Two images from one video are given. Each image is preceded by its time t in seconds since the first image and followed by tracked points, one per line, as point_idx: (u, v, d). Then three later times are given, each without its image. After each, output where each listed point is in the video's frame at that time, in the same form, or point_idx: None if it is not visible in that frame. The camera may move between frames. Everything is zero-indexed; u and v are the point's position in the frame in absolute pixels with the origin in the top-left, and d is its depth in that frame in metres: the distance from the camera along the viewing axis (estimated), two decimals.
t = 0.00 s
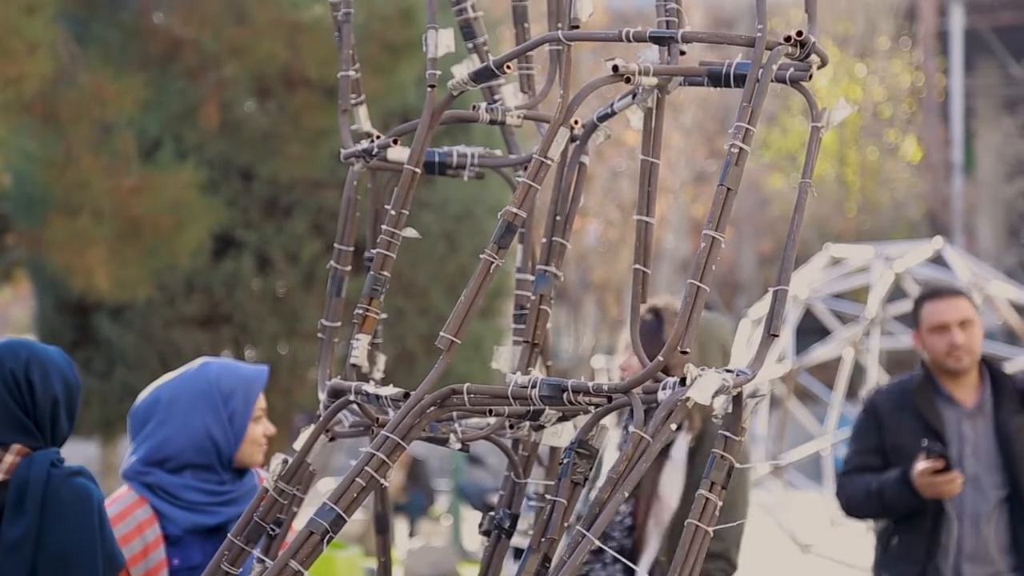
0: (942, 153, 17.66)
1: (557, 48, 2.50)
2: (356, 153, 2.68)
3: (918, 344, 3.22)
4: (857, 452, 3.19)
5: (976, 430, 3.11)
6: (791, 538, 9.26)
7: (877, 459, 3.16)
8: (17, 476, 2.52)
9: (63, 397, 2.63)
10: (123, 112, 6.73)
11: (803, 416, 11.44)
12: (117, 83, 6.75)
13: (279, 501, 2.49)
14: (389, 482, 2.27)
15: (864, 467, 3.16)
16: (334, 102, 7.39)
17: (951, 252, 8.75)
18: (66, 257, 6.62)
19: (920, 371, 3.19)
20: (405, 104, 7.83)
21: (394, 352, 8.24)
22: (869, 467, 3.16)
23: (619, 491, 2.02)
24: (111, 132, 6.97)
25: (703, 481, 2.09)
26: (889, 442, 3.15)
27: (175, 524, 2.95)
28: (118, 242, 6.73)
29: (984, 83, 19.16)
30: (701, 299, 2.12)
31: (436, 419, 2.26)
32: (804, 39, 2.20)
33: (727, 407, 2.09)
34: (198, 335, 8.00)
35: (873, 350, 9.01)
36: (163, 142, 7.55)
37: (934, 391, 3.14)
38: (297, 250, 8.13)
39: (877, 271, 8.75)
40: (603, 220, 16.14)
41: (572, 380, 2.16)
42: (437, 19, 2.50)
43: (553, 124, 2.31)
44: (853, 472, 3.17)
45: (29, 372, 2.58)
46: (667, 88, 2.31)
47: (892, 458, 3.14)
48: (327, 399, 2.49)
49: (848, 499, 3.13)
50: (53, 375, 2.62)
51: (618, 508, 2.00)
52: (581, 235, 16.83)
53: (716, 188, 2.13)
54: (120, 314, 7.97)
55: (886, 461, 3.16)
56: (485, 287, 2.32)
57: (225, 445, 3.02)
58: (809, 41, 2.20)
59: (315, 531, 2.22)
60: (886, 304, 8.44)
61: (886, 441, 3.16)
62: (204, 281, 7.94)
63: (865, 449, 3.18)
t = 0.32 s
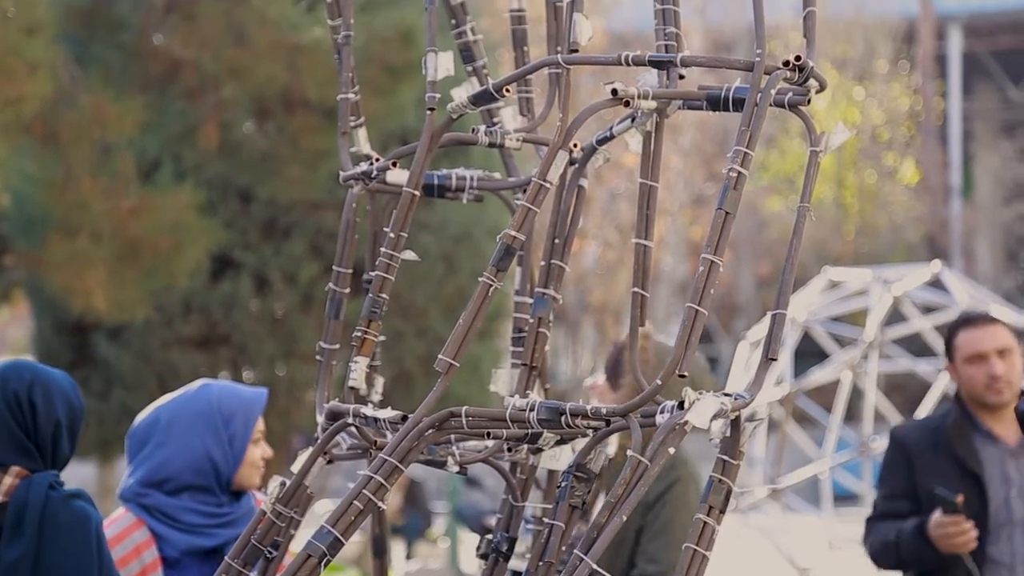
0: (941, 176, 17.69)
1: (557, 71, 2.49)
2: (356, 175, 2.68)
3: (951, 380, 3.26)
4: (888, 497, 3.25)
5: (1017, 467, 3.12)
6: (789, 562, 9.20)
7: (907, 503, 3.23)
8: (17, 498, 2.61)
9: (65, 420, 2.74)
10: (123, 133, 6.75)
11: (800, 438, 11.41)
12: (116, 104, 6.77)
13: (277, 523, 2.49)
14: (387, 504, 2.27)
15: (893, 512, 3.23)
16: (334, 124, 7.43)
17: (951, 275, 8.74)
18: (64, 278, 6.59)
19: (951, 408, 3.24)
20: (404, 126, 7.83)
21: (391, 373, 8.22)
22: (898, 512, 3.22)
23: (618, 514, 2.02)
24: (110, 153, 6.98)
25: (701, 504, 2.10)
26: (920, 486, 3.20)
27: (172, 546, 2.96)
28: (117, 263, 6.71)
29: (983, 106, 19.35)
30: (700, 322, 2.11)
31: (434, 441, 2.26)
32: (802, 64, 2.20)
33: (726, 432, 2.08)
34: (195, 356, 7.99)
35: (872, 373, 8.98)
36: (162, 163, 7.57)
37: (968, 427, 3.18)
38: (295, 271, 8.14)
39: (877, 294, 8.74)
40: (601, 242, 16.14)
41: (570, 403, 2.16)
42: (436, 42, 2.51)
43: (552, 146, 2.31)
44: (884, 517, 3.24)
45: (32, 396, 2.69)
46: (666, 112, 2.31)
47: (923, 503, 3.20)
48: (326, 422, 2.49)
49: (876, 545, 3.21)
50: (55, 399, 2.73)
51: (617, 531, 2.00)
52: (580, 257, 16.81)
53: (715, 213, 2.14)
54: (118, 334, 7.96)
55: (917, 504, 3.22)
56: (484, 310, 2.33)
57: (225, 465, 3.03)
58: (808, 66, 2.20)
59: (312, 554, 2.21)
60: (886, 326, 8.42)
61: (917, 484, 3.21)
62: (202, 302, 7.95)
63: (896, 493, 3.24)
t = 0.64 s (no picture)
0: (941, 207, 17.74)
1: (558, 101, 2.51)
2: (356, 206, 2.69)
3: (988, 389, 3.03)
4: (923, 515, 2.99)
5: None
6: None
7: (946, 523, 2.97)
8: (17, 528, 2.65)
9: (69, 449, 2.79)
10: (124, 161, 6.78)
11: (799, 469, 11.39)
12: (117, 132, 6.82)
13: (276, 553, 2.49)
14: (387, 534, 2.27)
15: (932, 532, 2.96)
16: (334, 153, 7.45)
17: (951, 305, 8.73)
18: (65, 306, 6.60)
19: (991, 420, 3.00)
20: (404, 155, 7.83)
21: (391, 403, 8.22)
22: (937, 531, 2.96)
23: (617, 545, 2.02)
24: (110, 182, 7.00)
25: (699, 536, 2.10)
26: (960, 504, 2.96)
27: None
28: (117, 292, 6.72)
29: (981, 137, 19.39)
30: (700, 352, 2.11)
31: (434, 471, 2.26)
32: (801, 95, 2.23)
33: (725, 463, 2.08)
34: (195, 385, 7.98)
35: (872, 402, 8.95)
36: (163, 192, 7.58)
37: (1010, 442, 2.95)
38: (295, 300, 8.14)
39: (876, 324, 8.72)
40: (601, 271, 16.15)
41: (570, 433, 2.16)
42: (436, 71, 2.53)
43: (552, 176, 2.32)
44: (922, 537, 2.97)
45: (34, 426, 2.74)
46: (666, 143, 2.32)
47: (963, 521, 2.96)
48: (326, 452, 2.49)
49: (911, 568, 2.95)
50: (57, 429, 2.78)
51: (615, 563, 2.00)
52: (580, 286, 16.80)
53: (714, 243, 2.14)
54: (118, 363, 7.97)
55: (956, 523, 2.96)
56: (483, 339, 2.33)
57: (224, 495, 3.04)
58: (807, 97, 2.23)
59: None
60: (886, 356, 8.40)
61: (955, 504, 2.97)
62: (202, 330, 7.95)
63: (932, 512, 2.98)
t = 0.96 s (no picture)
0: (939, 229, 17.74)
1: (557, 125, 2.50)
2: (355, 230, 2.69)
3: None
4: (968, 531, 2.43)
5: None
6: None
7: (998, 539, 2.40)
8: (30, 551, 2.94)
9: (67, 475, 3.11)
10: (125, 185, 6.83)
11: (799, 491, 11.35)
12: (117, 154, 6.88)
13: None
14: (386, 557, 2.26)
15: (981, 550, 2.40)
16: (334, 176, 7.48)
17: (950, 327, 8.71)
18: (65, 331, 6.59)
19: None
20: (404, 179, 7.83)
21: (390, 427, 8.21)
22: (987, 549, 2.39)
23: (616, 570, 2.02)
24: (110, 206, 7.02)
25: (699, 561, 2.10)
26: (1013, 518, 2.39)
27: None
28: (116, 316, 6.72)
29: (980, 160, 19.45)
30: (699, 376, 2.11)
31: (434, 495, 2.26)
32: (800, 120, 2.21)
33: (725, 487, 2.08)
34: (195, 409, 7.98)
35: (872, 425, 8.91)
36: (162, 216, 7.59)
37: None
38: (295, 323, 8.14)
39: (875, 347, 8.70)
40: (600, 293, 16.12)
41: (570, 458, 2.16)
42: (436, 96, 2.53)
43: (552, 201, 2.32)
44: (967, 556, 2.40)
45: (39, 453, 3.06)
46: (665, 168, 2.33)
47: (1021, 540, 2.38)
48: (326, 476, 2.49)
49: None
50: (55, 454, 3.11)
51: None
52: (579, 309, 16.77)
53: (714, 267, 2.14)
54: (117, 387, 7.97)
55: (1011, 538, 2.39)
56: (483, 363, 2.33)
57: (220, 519, 3.14)
58: (806, 121, 2.21)
59: None
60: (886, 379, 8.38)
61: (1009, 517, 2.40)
62: (201, 354, 7.96)
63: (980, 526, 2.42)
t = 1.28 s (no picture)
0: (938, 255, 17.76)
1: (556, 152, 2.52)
2: (354, 257, 2.69)
3: None
4: None
5: None
6: None
7: None
8: None
9: (58, 500, 3.14)
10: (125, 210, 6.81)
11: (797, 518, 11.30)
12: (119, 182, 6.87)
13: None
14: None
15: None
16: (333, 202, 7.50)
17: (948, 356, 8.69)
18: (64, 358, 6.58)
19: None
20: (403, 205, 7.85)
21: (388, 453, 8.19)
22: None
23: None
24: (110, 231, 7.02)
25: None
26: None
27: None
28: (114, 342, 6.71)
29: (978, 187, 19.47)
30: (698, 404, 2.11)
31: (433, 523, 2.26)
32: (798, 148, 2.24)
33: (723, 515, 2.08)
34: (193, 435, 7.96)
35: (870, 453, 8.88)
36: (161, 241, 7.59)
37: None
38: (293, 349, 8.14)
39: (874, 375, 8.67)
40: (599, 319, 16.09)
41: (569, 485, 2.15)
42: (435, 123, 2.54)
43: (551, 228, 2.32)
44: None
45: (28, 479, 3.09)
46: (664, 195, 2.34)
47: None
48: (324, 503, 2.48)
49: None
50: (46, 480, 3.13)
51: None
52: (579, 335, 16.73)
53: (712, 294, 2.15)
54: (116, 413, 7.95)
55: None
56: (482, 390, 2.33)
57: (210, 548, 3.05)
58: (805, 149, 2.24)
59: None
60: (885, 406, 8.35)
61: None
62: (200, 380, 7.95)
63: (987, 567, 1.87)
